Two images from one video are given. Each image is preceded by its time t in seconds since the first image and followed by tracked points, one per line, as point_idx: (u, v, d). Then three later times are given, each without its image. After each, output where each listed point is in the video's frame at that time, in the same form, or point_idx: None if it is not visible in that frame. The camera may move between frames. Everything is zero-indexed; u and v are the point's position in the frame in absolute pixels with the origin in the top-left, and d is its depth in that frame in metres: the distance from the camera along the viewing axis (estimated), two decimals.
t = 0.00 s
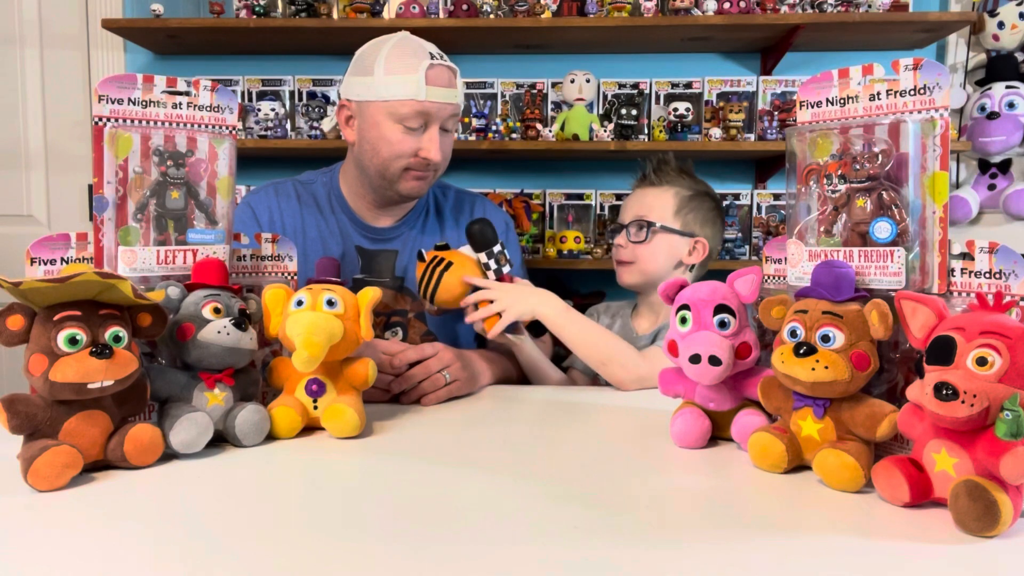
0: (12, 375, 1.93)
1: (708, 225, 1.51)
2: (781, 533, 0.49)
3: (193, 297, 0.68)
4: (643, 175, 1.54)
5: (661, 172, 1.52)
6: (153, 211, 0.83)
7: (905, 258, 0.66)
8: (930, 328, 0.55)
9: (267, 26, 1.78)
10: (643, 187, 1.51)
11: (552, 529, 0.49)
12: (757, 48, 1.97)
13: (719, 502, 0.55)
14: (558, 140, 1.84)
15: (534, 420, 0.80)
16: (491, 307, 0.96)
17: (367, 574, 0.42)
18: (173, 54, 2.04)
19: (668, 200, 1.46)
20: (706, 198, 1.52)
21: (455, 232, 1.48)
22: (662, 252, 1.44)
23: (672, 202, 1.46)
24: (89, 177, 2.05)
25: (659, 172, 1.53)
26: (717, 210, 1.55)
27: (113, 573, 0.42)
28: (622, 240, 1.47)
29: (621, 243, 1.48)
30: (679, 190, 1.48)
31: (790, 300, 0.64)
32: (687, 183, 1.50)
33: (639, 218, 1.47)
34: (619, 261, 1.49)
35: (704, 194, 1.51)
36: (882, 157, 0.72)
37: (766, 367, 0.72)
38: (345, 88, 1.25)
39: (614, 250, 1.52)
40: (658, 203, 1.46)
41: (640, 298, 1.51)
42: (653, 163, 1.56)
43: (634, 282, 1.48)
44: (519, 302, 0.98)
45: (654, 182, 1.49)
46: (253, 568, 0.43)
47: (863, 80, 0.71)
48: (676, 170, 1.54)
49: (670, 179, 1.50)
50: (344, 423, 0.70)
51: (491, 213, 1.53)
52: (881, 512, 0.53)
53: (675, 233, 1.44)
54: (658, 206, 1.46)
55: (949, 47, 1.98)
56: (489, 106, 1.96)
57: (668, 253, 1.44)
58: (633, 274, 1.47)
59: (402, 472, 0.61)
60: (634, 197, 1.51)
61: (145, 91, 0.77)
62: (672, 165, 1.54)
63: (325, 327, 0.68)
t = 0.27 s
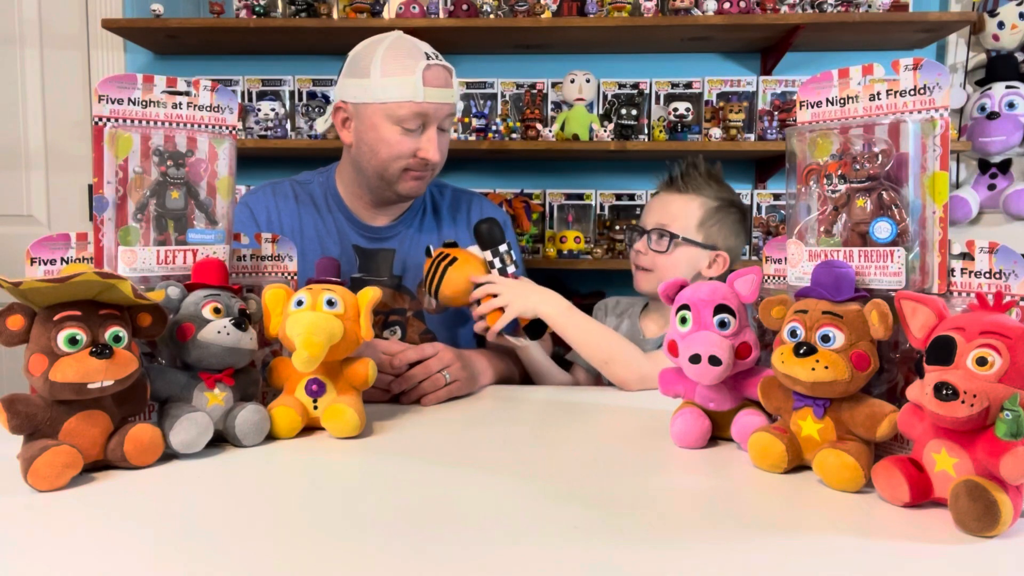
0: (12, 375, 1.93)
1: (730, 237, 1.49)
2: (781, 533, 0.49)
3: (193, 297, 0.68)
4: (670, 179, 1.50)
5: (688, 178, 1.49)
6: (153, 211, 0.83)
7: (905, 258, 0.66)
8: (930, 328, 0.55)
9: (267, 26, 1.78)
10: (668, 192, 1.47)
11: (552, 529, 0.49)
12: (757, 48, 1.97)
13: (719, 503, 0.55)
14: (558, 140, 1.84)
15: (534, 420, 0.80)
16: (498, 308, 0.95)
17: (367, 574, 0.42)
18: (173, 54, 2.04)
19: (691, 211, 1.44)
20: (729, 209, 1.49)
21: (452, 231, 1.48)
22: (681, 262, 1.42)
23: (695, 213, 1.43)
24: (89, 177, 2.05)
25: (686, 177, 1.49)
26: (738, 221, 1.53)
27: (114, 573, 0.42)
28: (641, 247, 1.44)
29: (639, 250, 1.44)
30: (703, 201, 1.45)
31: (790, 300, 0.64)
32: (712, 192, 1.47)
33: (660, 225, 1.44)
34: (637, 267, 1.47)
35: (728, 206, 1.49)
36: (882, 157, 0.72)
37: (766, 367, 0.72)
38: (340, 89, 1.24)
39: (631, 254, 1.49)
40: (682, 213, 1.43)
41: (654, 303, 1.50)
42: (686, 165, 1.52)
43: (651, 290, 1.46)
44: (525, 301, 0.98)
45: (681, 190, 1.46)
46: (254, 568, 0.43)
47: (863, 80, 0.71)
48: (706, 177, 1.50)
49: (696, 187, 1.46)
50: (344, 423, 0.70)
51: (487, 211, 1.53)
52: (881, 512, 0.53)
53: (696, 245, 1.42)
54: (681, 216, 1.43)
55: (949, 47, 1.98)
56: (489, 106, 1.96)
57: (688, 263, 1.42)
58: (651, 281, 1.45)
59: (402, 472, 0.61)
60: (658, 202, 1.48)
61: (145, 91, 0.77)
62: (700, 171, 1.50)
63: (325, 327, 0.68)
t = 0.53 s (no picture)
0: (12, 375, 1.93)
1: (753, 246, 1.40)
2: (781, 533, 0.49)
3: (193, 297, 0.68)
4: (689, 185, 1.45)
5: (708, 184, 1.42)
6: (153, 211, 0.83)
7: (905, 259, 0.66)
8: (930, 328, 0.55)
9: (266, 26, 1.78)
10: (685, 199, 1.42)
11: (552, 529, 0.49)
12: (757, 48, 1.97)
13: (719, 503, 0.55)
14: (558, 140, 1.84)
15: (534, 420, 0.80)
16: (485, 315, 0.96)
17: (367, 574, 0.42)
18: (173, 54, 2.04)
19: (705, 219, 1.38)
20: (751, 216, 1.42)
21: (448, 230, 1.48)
22: (695, 270, 1.38)
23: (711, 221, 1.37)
24: (89, 176, 2.05)
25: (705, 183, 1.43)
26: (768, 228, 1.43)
27: (114, 573, 0.42)
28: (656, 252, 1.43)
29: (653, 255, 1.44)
30: (721, 208, 1.39)
31: (790, 300, 0.64)
32: (731, 199, 1.40)
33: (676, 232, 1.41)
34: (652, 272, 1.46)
35: (750, 214, 1.41)
36: (882, 157, 0.72)
37: (766, 367, 0.72)
38: (335, 92, 1.24)
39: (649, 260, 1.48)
40: (697, 221, 1.38)
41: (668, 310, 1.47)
42: (710, 169, 1.46)
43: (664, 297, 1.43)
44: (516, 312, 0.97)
45: (699, 195, 1.41)
46: (254, 568, 0.43)
47: (863, 80, 0.71)
48: (729, 182, 1.44)
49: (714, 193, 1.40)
50: (344, 423, 0.70)
51: (483, 210, 1.53)
52: (881, 512, 0.53)
53: (708, 254, 1.37)
54: (696, 224, 1.38)
55: (949, 47, 1.98)
56: (490, 106, 1.96)
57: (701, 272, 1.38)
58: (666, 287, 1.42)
59: (402, 472, 0.61)
60: (676, 207, 1.43)
61: (145, 91, 0.77)
62: (722, 176, 1.43)
63: (325, 327, 0.68)
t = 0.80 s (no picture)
0: (12, 374, 1.93)
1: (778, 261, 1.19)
2: (781, 533, 0.49)
3: (193, 297, 0.68)
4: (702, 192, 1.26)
5: (724, 190, 1.23)
6: (153, 211, 0.83)
7: (906, 259, 0.66)
8: (930, 328, 0.55)
9: (266, 26, 1.78)
10: (698, 207, 1.23)
11: (551, 529, 0.49)
12: (757, 48, 1.97)
13: (719, 503, 0.55)
14: (558, 140, 1.84)
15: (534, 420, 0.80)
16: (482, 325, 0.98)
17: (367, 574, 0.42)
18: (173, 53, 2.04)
19: (721, 230, 1.18)
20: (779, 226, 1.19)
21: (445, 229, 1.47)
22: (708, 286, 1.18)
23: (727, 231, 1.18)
24: (89, 176, 2.05)
25: (721, 190, 1.23)
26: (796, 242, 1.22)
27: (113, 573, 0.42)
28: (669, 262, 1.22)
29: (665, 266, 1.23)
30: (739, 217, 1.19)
31: (790, 299, 0.64)
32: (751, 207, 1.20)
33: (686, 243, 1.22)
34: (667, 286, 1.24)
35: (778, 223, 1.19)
36: (882, 157, 0.72)
37: (766, 367, 0.72)
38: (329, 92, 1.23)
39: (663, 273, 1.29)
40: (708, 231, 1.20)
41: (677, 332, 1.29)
42: (725, 175, 1.27)
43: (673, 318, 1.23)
44: (517, 325, 0.98)
45: (713, 203, 1.22)
46: (253, 568, 0.43)
47: (863, 80, 0.72)
48: (747, 189, 1.24)
49: (730, 200, 1.21)
50: (344, 423, 0.70)
51: (479, 208, 1.52)
52: (880, 512, 0.53)
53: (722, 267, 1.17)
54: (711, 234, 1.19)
55: (949, 47, 1.98)
56: (490, 106, 1.96)
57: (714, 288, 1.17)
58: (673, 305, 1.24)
59: (402, 472, 0.61)
60: (686, 217, 1.25)
61: (145, 91, 0.77)
62: (738, 182, 1.24)
63: (325, 327, 0.68)
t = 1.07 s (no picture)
0: (12, 375, 1.93)
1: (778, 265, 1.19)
2: (782, 533, 0.49)
3: (193, 297, 0.68)
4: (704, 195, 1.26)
5: (725, 194, 1.23)
6: (153, 211, 0.83)
7: (906, 259, 0.66)
8: (930, 328, 0.55)
9: (266, 26, 1.78)
10: (700, 210, 1.23)
11: (552, 529, 0.49)
12: (757, 48, 1.97)
13: (718, 502, 0.55)
14: (558, 140, 1.84)
15: (534, 420, 0.80)
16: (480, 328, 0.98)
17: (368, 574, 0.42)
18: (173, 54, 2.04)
19: (720, 233, 1.18)
20: (779, 229, 1.19)
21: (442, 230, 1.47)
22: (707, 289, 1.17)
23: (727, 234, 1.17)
24: (90, 176, 2.05)
25: (722, 193, 1.23)
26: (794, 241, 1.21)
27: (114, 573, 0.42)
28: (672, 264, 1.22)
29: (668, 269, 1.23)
30: (739, 220, 1.19)
31: (790, 300, 0.64)
32: (751, 211, 1.20)
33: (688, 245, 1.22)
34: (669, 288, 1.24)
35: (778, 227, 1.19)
36: (882, 157, 0.72)
37: (766, 367, 0.72)
38: (325, 90, 1.24)
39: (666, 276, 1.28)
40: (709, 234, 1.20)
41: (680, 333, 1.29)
42: (727, 179, 1.27)
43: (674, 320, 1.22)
44: (514, 327, 0.98)
45: (713, 206, 1.22)
46: (253, 568, 0.43)
47: (863, 80, 0.72)
48: (748, 192, 1.24)
49: (731, 203, 1.21)
50: (344, 423, 0.70)
51: (477, 208, 1.52)
52: (881, 512, 0.53)
53: (721, 270, 1.15)
54: (711, 237, 1.19)
55: (949, 47, 1.98)
56: (490, 106, 1.96)
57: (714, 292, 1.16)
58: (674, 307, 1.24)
59: (402, 472, 0.61)
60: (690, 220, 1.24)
61: (145, 91, 0.77)
62: (739, 187, 1.24)
63: (325, 327, 0.68)
